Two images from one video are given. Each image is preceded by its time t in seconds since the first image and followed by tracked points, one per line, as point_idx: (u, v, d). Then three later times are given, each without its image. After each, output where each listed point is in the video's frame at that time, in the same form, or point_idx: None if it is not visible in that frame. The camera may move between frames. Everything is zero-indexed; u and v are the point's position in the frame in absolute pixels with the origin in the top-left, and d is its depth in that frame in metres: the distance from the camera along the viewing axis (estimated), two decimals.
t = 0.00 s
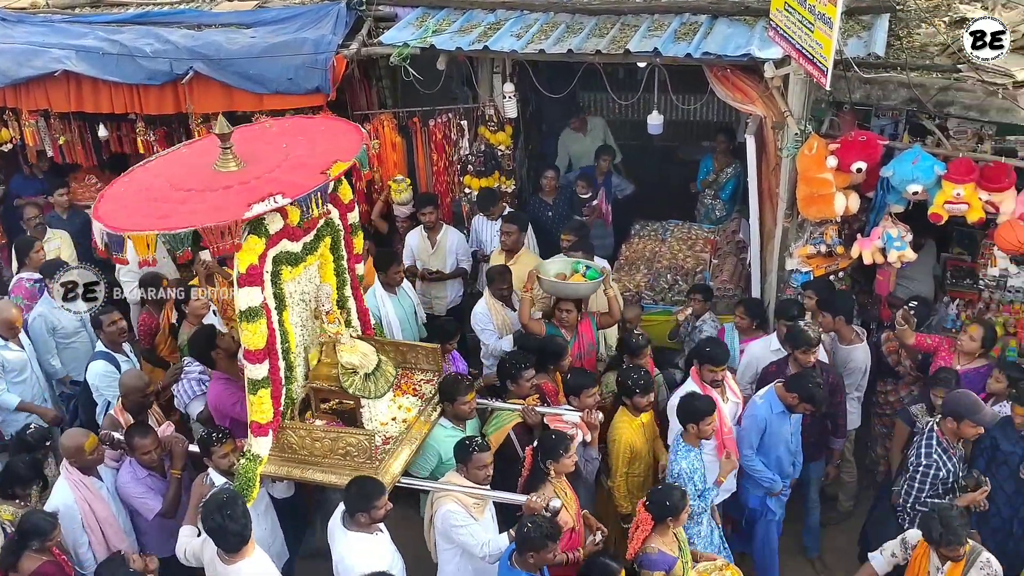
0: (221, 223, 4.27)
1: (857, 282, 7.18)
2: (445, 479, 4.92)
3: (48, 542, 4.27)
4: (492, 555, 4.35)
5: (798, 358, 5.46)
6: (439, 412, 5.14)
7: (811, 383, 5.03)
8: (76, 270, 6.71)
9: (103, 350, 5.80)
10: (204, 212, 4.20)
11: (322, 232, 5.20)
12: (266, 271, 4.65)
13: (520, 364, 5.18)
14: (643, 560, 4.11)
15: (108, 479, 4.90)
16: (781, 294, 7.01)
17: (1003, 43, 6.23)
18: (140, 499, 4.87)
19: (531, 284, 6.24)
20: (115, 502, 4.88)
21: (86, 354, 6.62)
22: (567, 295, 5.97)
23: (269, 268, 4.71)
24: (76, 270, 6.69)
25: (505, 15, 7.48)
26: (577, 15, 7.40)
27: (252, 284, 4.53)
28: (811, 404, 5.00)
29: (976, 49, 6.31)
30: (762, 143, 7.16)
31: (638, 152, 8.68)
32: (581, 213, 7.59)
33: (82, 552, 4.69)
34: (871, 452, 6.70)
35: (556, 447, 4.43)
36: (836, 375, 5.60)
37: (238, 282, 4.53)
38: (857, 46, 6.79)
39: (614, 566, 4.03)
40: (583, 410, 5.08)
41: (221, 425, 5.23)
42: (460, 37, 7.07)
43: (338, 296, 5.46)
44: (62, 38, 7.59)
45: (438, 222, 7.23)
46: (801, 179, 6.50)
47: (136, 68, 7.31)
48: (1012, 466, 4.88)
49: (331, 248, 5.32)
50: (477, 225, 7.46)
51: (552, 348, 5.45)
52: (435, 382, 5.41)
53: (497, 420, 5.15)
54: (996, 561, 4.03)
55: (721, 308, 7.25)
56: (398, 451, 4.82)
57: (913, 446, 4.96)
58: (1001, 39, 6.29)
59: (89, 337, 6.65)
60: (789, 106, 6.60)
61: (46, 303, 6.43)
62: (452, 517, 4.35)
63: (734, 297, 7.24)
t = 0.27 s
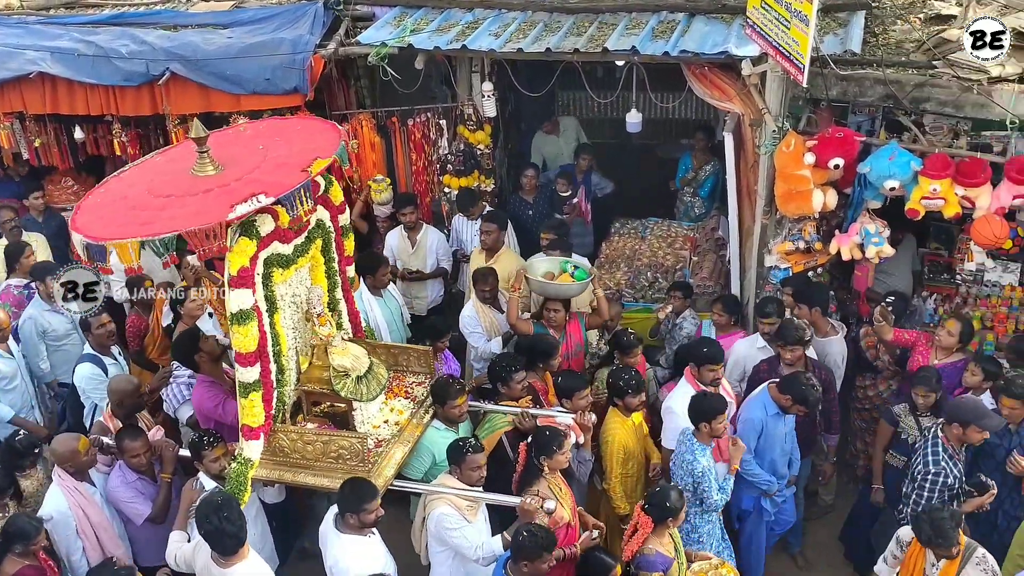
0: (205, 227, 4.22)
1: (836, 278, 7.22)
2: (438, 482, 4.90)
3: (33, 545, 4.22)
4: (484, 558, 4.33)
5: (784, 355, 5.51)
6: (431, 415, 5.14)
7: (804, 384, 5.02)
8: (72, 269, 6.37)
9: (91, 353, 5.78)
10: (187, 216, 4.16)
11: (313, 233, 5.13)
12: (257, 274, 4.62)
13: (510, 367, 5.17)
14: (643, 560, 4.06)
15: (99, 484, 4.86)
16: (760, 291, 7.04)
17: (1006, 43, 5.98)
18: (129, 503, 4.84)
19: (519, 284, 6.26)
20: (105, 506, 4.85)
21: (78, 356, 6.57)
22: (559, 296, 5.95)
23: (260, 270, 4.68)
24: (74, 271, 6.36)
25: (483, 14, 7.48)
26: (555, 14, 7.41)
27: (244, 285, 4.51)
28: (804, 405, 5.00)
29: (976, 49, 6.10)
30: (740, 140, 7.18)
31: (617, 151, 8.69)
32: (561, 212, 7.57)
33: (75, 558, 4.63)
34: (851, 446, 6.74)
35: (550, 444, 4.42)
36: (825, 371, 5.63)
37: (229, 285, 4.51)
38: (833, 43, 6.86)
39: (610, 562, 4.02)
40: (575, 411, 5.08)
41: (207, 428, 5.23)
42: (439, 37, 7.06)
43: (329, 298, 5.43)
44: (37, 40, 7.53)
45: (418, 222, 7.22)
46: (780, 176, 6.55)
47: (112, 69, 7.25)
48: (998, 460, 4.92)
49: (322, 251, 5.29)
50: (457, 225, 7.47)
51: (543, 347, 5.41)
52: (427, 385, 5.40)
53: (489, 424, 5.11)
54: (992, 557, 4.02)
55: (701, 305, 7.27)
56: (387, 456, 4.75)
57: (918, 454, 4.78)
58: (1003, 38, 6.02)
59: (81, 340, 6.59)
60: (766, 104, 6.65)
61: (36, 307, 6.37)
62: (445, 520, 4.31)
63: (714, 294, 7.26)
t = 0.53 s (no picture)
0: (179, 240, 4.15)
1: (809, 273, 7.26)
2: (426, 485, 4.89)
3: (14, 552, 4.15)
4: (475, 561, 4.26)
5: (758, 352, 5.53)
6: (420, 417, 5.12)
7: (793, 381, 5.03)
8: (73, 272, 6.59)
9: (74, 357, 5.72)
10: (161, 230, 4.08)
11: (301, 236, 5.08)
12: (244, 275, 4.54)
13: (498, 368, 5.19)
14: (636, 561, 4.10)
15: (85, 489, 4.82)
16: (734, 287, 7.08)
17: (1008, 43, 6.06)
18: (114, 508, 4.73)
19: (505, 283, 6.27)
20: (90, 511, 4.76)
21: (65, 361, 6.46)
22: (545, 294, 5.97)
23: (247, 271, 4.59)
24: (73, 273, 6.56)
25: (455, 13, 7.47)
26: (527, 12, 7.41)
27: (230, 287, 4.42)
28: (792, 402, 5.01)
29: (978, 50, 6.18)
30: (712, 137, 7.22)
31: (590, 149, 8.71)
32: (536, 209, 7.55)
33: (64, 565, 4.59)
34: (826, 440, 6.79)
35: (540, 439, 4.42)
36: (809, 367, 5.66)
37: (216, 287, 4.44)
38: (803, 39, 6.83)
39: (604, 560, 4.01)
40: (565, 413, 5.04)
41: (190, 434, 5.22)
42: (411, 35, 7.04)
43: (318, 299, 5.38)
44: (3, 42, 7.43)
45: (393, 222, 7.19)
46: (752, 171, 6.56)
47: (80, 71, 7.17)
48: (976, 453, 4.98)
49: (310, 252, 5.24)
50: (431, 224, 7.49)
51: (531, 343, 5.46)
52: (417, 387, 5.37)
53: (476, 428, 5.12)
54: (972, 551, 4.03)
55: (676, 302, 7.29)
56: (378, 459, 4.71)
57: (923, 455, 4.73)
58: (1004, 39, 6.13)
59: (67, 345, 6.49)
60: (737, 101, 6.67)
61: (21, 311, 6.27)
62: (435, 524, 4.27)
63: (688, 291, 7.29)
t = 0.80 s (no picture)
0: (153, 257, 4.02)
1: (781, 269, 7.30)
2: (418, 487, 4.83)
3: None
4: (466, 564, 4.25)
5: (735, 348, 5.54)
6: (410, 418, 5.08)
7: (780, 367, 5.02)
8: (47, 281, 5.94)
9: (54, 367, 5.68)
10: (134, 250, 3.95)
11: (288, 238, 5.05)
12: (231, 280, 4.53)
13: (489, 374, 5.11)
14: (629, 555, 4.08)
15: (68, 496, 4.74)
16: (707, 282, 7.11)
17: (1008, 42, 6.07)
18: (100, 512, 4.69)
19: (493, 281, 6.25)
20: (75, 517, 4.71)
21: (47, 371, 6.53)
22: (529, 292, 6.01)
23: (234, 276, 4.58)
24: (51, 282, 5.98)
25: (425, 12, 7.44)
26: (497, 11, 7.40)
27: (218, 292, 4.42)
28: (776, 388, 4.96)
29: (977, 49, 6.17)
30: (684, 134, 7.24)
31: (563, 147, 8.70)
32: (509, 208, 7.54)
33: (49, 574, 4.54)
34: (800, 434, 6.82)
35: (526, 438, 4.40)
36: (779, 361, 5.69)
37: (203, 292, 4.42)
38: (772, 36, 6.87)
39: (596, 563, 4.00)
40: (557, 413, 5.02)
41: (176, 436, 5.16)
42: (381, 35, 7.01)
43: (306, 301, 5.34)
44: None
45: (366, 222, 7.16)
46: (723, 168, 6.61)
47: (47, 73, 7.08)
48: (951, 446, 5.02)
49: (298, 254, 5.20)
50: (404, 224, 7.45)
51: (515, 348, 5.36)
52: (407, 388, 5.33)
53: (467, 428, 5.08)
54: (948, 542, 4.10)
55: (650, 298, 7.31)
56: (369, 462, 4.69)
57: (922, 457, 4.67)
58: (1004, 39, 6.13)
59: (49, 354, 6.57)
60: (708, 97, 6.72)
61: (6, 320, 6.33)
62: (425, 528, 4.23)
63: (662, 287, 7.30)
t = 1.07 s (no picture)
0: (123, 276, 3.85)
1: (758, 265, 7.33)
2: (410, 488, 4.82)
3: None
4: (458, 566, 4.23)
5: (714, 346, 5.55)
6: (402, 420, 5.03)
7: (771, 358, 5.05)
8: None
9: (41, 372, 5.63)
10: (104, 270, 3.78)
11: (278, 239, 5.00)
12: (221, 280, 4.44)
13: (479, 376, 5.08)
14: (622, 551, 4.07)
15: (57, 502, 4.69)
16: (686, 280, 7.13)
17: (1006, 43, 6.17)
18: (89, 517, 4.64)
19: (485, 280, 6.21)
20: (64, 522, 4.65)
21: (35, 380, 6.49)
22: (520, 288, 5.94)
23: (224, 277, 4.49)
24: None
25: (401, 12, 7.42)
26: (474, 10, 7.40)
27: (207, 294, 4.33)
28: (768, 377, 4.97)
29: (977, 48, 6.24)
30: (661, 131, 7.26)
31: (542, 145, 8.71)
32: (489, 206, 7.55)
33: None
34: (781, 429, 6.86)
35: (515, 439, 4.37)
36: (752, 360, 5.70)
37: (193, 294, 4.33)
38: (748, 34, 6.93)
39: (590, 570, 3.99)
40: (550, 413, 5.01)
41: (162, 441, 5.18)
42: (357, 34, 6.99)
43: (296, 303, 5.28)
44: None
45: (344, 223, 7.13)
46: (700, 165, 6.62)
47: (20, 74, 7.00)
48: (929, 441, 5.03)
49: (288, 256, 5.15)
50: (382, 224, 7.42)
51: (505, 351, 5.33)
52: (399, 390, 5.26)
53: (464, 426, 5.01)
54: (932, 538, 4.10)
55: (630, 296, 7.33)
56: (360, 463, 4.60)
57: (926, 457, 4.69)
58: (1003, 39, 6.23)
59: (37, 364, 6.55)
60: (685, 95, 6.73)
61: None
62: (416, 529, 4.20)
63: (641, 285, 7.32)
